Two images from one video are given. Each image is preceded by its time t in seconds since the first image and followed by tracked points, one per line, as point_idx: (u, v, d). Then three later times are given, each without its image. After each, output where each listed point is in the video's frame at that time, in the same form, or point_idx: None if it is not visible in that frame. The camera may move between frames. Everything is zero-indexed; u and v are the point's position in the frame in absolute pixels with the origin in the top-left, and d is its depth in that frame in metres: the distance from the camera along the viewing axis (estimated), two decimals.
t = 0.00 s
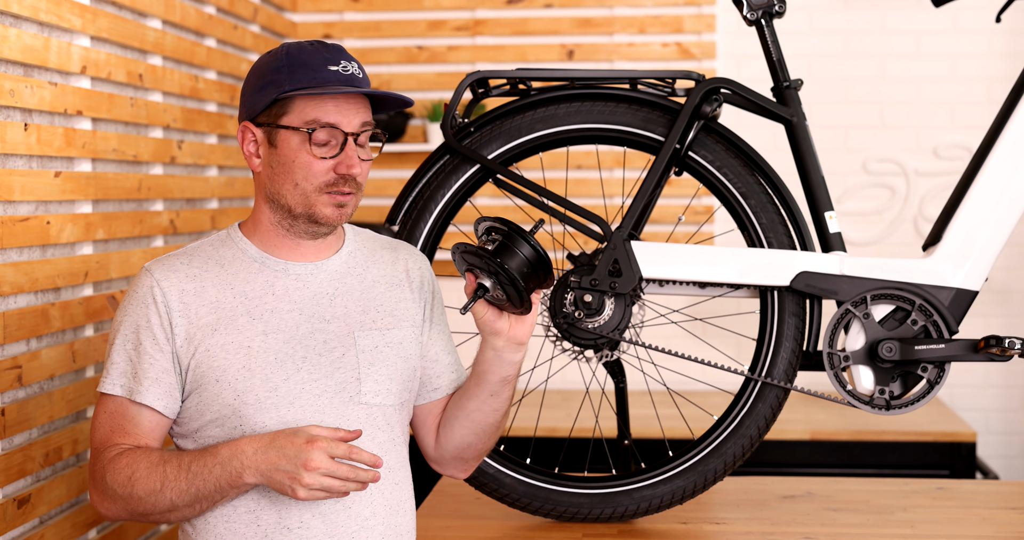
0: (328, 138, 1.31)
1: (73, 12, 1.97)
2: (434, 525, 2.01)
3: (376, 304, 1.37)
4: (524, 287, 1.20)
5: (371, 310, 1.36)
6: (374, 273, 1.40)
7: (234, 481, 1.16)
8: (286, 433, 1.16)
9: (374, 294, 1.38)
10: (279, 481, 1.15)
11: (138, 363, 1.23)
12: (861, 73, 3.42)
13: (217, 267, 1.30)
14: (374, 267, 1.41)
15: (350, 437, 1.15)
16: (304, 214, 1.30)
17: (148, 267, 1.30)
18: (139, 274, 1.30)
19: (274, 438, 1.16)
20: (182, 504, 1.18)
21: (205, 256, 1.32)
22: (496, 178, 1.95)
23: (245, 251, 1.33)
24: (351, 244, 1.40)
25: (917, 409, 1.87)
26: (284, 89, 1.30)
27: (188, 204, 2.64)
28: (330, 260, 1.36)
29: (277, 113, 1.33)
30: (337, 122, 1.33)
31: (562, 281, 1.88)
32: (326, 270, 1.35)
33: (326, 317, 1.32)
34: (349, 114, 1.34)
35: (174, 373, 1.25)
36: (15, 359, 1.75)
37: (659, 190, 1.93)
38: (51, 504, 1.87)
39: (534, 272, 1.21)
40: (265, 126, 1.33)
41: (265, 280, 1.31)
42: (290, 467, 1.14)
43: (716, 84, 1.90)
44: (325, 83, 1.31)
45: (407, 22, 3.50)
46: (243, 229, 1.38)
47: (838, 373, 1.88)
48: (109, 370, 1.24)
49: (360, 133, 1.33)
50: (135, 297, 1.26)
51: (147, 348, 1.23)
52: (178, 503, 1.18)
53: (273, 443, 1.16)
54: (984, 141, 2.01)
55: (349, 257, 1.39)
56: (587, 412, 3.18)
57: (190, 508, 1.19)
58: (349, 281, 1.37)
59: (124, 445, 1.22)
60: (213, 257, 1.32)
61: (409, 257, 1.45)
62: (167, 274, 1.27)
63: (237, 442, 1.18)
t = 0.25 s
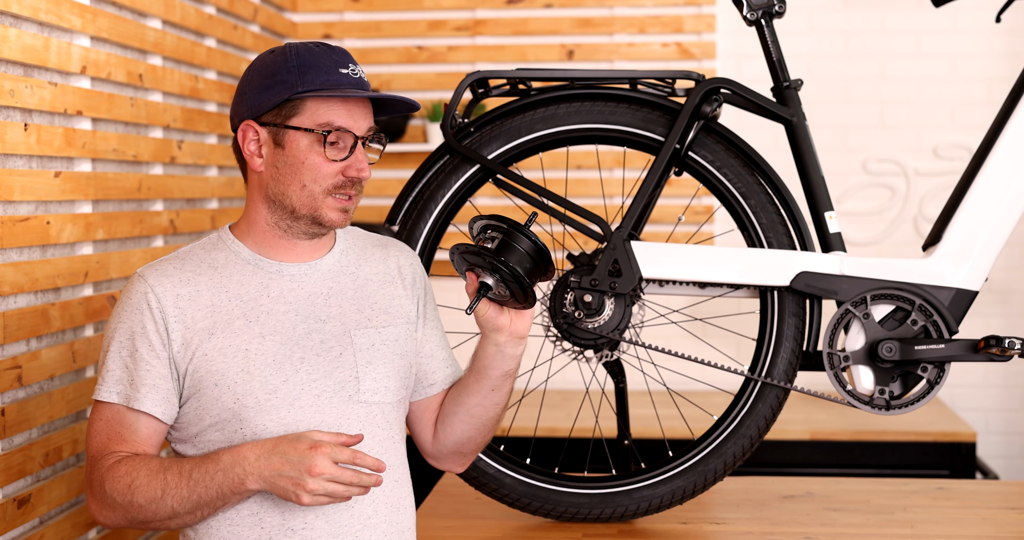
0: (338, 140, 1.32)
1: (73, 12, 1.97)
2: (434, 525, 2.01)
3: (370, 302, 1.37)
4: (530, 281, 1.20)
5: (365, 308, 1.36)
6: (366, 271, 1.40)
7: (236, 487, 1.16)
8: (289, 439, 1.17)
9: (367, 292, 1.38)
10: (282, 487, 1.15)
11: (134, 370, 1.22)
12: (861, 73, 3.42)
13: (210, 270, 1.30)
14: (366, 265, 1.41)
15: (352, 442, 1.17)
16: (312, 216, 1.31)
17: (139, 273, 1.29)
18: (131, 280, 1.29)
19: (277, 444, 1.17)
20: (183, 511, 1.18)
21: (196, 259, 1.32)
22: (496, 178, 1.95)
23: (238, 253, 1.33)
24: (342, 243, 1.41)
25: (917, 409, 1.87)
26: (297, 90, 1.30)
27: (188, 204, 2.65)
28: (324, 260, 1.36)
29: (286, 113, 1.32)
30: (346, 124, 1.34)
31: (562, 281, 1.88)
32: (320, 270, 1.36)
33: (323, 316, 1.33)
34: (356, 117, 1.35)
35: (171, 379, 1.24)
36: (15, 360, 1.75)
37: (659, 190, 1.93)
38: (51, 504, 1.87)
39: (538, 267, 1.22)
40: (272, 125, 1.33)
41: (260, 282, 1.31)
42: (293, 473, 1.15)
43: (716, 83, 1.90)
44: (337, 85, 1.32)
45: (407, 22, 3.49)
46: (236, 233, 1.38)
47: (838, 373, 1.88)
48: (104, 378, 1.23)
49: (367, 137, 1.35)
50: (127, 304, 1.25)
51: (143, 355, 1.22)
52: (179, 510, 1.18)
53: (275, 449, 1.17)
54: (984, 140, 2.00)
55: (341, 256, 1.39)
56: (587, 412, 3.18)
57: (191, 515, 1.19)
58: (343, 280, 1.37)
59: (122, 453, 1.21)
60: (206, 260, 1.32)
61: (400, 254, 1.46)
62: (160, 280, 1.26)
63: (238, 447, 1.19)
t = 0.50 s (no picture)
0: (328, 143, 1.31)
1: (73, 12, 1.97)
2: (434, 524, 2.01)
3: (368, 303, 1.38)
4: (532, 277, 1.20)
5: (364, 309, 1.37)
6: (364, 272, 1.40)
7: (239, 490, 1.16)
8: (293, 443, 1.18)
9: (366, 293, 1.38)
10: (287, 491, 1.16)
11: (134, 372, 1.22)
12: (861, 73, 3.42)
13: (209, 272, 1.30)
14: (364, 266, 1.41)
15: (355, 445, 1.18)
16: (304, 221, 1.31)
17: (138, 274, 1.29)
18: (129, 282, 1.28)
19: (281, 447, 1.17)
20: (184, 514, 1.18)
21: (194, 260, 1.31)
22: (496, 178, 1.95)
23: (236, 255, 1.33)
24: (340, 244, 1.41)
25: (917, 409, 1.87)
26: (284, 94, 1.29)
27: (187, 204, 2.65)
28: (322, 261, 1.37)
29: (275, 117, 1.32)
30: (337, 127, 1.32)
31: (562, 281, 1.88)
32: (318, 271, 1.36)
33: (322, 317, 1.33)
34: (348, 119, 1.33)
35: (171, 381, 1.24)
36: (15, 359, 1.75)
37: (659, 190, 1.93)
38: (51, 504, 1.87)
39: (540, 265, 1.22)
40: (263, 130, 1.32)
41: (259, 283, 1.31)
42: (297, 477, 1.15)
43: (716, 83, 1.90)
44: (326, 87, 1.30)
45: (407, 22, 3.49)
46: (232, 233, 1.38)
47: (838, 373, 1.88)
48: (102, 380, 1.23)
49: (359, 138, 1.33)
50: (126, 306, 1.25)
51: (143, 357, 1.22)
52: (180, 514, 1.18)
53: (279, 452, 1.17)
54: (984, 141, 2.01)
55: (338, 257, 1.39)
56: (587, 412, 3.18)
57: (193, 518, 1.19)
58: (342, 281, 1.37)
59: (122, 456, 1.21)
60: (204, 261, 1.32)
61: (397, 255, 1.46)
62: (159, 281, 1.26)
63: (240, 451, 1.19)
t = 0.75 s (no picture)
0: (311, 144, 1.30)
1: (73, 12, 1.97)
2: (434, 524, 2.01)
3: (370, 304, 1.37)
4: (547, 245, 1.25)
5: (366, 310, 1.36)
6: (367, 272, 1.40)
7: (237, 496, 1.17)
8: (292, 452, 1.18)
9: (368, 293, 1.38)
10: (285, 499, 1.16)
11: (135, 372, 1.22)
12: (861, 73, 3.42)
13: (211, 272, 1.30)
14: (366, 266, 1.41)
15: (356, 456, 1.18)
16: (291, 221, 1.31)
17: (140, 274, 1.29)
18: (131, 281, 1.29)
19: (280, 456, 1.17)
20: (183, 518, 1.18)
21: (196, 260, 1.31)
22: (496, 178, 1.95)
23: (237, 255, 1.33)
24: (342, 245, 1.41)
25: (918, 409, 1.88)
26: (264, 96, 1.29)
27: (187, 204, 2.65)
28: (322, 261, 1.36)
29: (260, 119, 1.32)
30: (321, 128, 1.31)
31: (562, 281, 1.88)
32: (319, 272, 1.36)
33: (323, 318, 1.33)
34: (332, 119, 1.32)
35: (171, 381, 1.24)
36: (15, 359, 1.75)
37: (659, 190, 1.93)
38: (51, 504, 1.88)
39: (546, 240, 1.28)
40: (248, 133, 1.33)
41: (260, 284, 1.31)
42: (297, 486, 1.15)
43: (716, 84, 1.90)
44: (306, 88, 1.30)
45: (407, 22, 3.50)
46: (234, 231, 1.38)
47: (838, 373, 1.88)
48: (103, 379, 1.23)
49: (343, 138, 1.32)
50: (128, 305, 1.25)
51: (143, 356, 1.22)
52: (179, 516, 1.18)
53: (278, 461, 1.17)
54: (984, 141, 2.00)
55: (340, 257, 1.39)
56: (587, 412, 3.18)
57: (191, 521, 1.19)
58: (344, 281, 1.37)
59: (122, 456, 1.21)
60: (205, 261, 1.32)
61: (399, 256, 1.45)
62: (161, 281, 1.26)
63: (239, 457, 1.19)
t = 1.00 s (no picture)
0: (304, 143, 1.30)
1: (73, 12, 1.97)
2: (434, 524, 2.01)
3: (372, 304, 1.37)
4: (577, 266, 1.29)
5: (367, 311, 1.36)
6: (371, 273, 1.39)
7: (229, 499, 1.17)
8: (283, 455, 1.17)
9: (370, 294, 1.37)
10: (273, 503, 1.16)
11: (133, 372, 1.23)
12: (860, 73, 3.42)
13: (211, 273, 1.30)
14: (370, 266, 1.40)
15: (347, 462, 1.17)
16: (286, 221, 1.31)
17: (142, 273, 1.30)
18: (133, 281, 1.30)
19: (271, 460, 1.17)
20: (177, 518, 1.19)
21: (198, 260, 1.32)
22: (496, 178, 1.95)
23: (239, 255, 1.33)
24: (345, 245, 1.40)
25: (918, 409, 1.88)
26: (256, 96, 1.30)
27: (188, 205, 2.65)
28: (324, 261, 1.36)
29: (254, 120, 1.33)
30: (312, 127, 1.31)
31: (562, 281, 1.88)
32: (321, 272, 1.35)
33: (323, 318, 1.32)
34: (323, 117, 1.32)
35: (169, 381, 1.25)
36: (15, 360, 1.75)
37: (659, 190, 1.93)
38: (51, 504, 1.87)
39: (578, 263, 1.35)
40: (243, 133, 1.33)
41: (260, 284, 1.31)
42: (285, 490, 1.15)
43: (716, 84, 1.90)
44: (296, 86, 1.29)
45: (407, 22, 3.50)
46: (236, 232, 1.38)
47: (838, 373, 1.88)
48: (103, 378, 1.25)
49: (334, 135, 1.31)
50: (128, 305, 1.26)
51: (141, 356, 1.23)
52: (172, 517, 1.19)
53: (269, 464, 1.17)
54: (984, 141, 2.00)
55: (343, 258, 1.39)
56: (587, 412, 3.18)
57: (185, 522, 1.20)
58: (345, 282, 1.37)
59: (120, 455, 1.22)
60: (206, 262, 1.32)
61: (405, 258, 1.44)
62: (160, 281, 1.27)
63: (232, 459, 1.19)
